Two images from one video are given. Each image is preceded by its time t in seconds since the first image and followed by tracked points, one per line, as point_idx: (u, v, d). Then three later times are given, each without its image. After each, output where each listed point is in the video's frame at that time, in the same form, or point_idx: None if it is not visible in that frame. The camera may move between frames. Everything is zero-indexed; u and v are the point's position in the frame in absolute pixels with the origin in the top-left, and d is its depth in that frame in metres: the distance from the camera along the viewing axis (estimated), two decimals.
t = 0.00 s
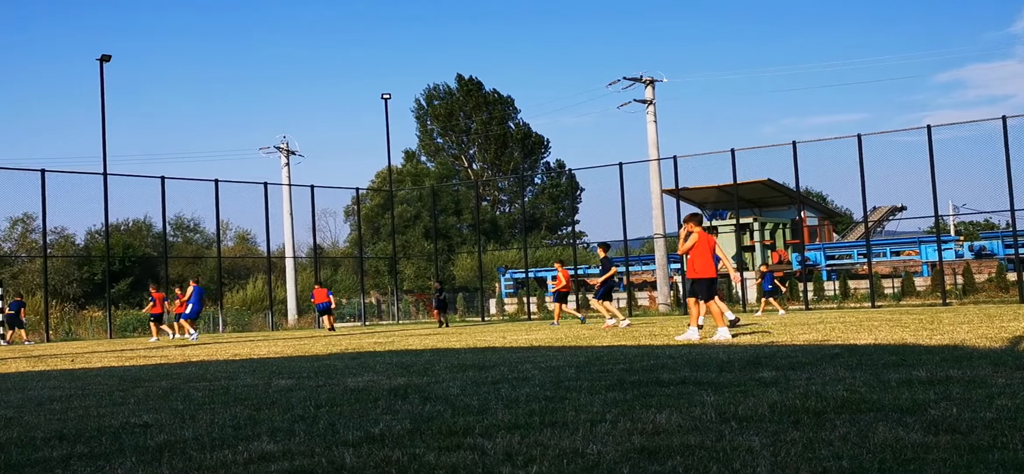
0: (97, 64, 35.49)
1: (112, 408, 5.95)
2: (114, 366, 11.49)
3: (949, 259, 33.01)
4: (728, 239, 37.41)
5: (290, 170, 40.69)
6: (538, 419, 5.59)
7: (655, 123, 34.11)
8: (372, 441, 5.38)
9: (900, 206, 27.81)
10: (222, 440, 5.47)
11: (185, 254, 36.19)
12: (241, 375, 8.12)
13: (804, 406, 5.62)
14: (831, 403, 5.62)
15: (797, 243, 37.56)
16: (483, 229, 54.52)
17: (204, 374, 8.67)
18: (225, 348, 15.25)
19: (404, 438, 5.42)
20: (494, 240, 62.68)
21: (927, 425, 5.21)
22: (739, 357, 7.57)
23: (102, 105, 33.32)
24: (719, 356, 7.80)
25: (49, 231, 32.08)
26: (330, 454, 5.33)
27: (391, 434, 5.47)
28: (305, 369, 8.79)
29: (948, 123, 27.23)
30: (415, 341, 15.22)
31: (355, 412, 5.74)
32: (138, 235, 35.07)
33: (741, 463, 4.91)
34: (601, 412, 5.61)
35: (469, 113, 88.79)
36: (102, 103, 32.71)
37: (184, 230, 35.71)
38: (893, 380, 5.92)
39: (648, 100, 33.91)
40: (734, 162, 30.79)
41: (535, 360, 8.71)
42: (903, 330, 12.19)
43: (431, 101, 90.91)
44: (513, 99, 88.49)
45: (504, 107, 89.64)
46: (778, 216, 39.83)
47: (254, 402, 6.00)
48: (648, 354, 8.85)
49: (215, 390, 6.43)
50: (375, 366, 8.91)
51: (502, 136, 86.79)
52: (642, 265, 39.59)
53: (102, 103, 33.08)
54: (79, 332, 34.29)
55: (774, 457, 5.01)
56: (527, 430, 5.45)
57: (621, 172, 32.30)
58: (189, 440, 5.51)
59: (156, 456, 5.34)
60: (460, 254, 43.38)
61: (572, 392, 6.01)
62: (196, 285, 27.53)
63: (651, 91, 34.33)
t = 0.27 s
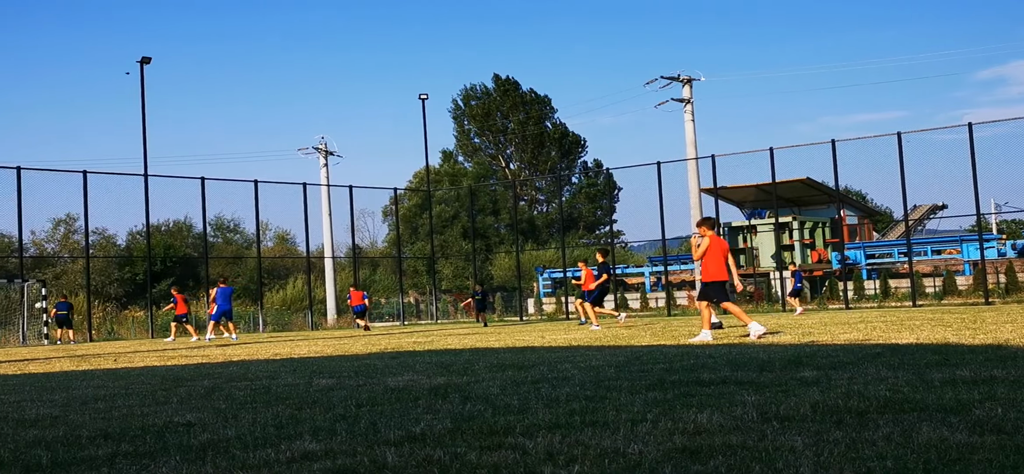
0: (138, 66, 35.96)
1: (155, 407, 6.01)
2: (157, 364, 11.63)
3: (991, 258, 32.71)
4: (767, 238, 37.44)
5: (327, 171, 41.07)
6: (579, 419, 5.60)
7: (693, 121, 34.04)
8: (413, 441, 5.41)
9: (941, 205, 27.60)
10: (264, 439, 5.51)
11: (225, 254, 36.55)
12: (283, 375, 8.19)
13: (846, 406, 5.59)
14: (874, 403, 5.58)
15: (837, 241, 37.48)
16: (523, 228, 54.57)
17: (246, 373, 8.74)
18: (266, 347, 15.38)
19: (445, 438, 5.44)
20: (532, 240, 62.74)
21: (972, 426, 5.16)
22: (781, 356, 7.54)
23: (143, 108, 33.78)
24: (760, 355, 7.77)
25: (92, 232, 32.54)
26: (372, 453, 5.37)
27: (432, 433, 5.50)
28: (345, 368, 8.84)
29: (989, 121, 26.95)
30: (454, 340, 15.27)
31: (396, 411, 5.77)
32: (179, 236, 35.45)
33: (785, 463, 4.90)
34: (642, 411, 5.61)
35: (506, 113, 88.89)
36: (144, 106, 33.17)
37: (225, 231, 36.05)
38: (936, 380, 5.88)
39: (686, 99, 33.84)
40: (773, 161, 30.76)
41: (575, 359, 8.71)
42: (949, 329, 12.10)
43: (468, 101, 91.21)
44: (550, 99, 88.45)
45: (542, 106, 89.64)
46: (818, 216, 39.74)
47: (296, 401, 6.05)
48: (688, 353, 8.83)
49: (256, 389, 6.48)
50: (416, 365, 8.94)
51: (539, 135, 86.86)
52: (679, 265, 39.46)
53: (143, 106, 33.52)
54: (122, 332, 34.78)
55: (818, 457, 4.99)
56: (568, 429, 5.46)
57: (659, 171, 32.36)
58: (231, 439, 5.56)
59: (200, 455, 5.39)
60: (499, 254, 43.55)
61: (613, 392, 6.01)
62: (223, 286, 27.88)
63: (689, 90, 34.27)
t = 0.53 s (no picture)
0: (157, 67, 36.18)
1: (176, 407, 6.05)
2: (176, 365, 11.66)
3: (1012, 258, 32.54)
4: (787, 238, 37.59)
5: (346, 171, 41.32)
6: (598, 419, 5.60)
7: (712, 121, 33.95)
8: (433, 441, 5.43)
9: (961, 204, 27.47)
10: (285, 439, 5.53)
11: (244, 255, 36.72)
12: (302, 374, 8.23)
13: (866, 406, 5.58)
14: (895, 403, 5.56)
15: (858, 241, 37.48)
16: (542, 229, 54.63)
17: (266, 372, 8.77)
18: (285, 347, 15.44)
19: (465, 438, 5.45)
20: (550, 240, 62.73)
21: (994, 426, 5.13)
22: (800, 356, 7.51)
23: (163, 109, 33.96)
24: (779, 355, 7.74)
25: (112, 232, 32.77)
26: (392, 453, 5.39)
27: (452, 434, 5.51)
28: (364, 368, 8.86)
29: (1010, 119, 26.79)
30: (472, 340, 15.27)
31: (416, 411, 5.78)
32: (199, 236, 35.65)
33: (805, 464, 4.90)
34: (662, 412, 5.60)
35: (524, 113, 88.93)
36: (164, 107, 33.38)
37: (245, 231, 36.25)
38: (956, 379, 5.84)
39: (705, 99, 33.76)
40: (793, 161, 30.71)
41: (593, 359, 8.69)
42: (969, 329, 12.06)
43: (487, 102, 91.37)
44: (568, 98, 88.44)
45: (560, 107, 89.67)
46: (837, 214, 39.76)
47: (315, 400, 6.07)
48: (705, 354, 8.81)
49: (276, 389, 6.50)
50: (435, 365, 8.96)
51: (558, 135, 86.90)
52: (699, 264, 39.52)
53: (163, 107, 33.70)
54: (142, 333, 34.99)
55: (839, 457, 4.98)
56: (587, 429, 5.47)
57: (678, 172, 32.40)
58: (251, 439, 5.58)
59: (220, 455, 5.42)
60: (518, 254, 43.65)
61: (632, 391, 6.00)
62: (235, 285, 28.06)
63: (708, 90, 34.16)
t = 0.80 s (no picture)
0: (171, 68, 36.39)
1: (189, 407, 6.07)
2: (191, 365, 11.69)
3: None
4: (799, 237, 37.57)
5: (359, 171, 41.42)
6: (612, 419, 5.60)
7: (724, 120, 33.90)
8: (446, 440, 5.44)
9: (975, 204, 27.36)
10: (298, 438, 5.55)
11: (257, 255, 36.85)
12: (315, 374, 8.24)
13: (880, 406, 5.56)
14: (909, 403, 5.55)
15: (871, 241, 37.43)
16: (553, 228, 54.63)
17: (279, 372, 8.79)
18: (298, 347, 15.45)
19: (478, 437, 5.46)
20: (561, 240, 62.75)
21: (1009, 426, 5.12)
22: (814, 357, 7.49)
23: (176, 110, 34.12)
24: (794, 355, 7.71)
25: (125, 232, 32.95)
26: (405, 452, 5.40)
27: (465, 433, 5.52)
28: (377, 368, 8.87)
29: None
30: (485, 340, 15.27)
31: (429, 411, 5.78)
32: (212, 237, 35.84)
33: (820, 465, 4.90)
34: (676, 412, 5.60)
35: (537, 112, 89.02)
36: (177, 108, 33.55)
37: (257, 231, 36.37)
38: (971, 380, 5.82)
39: (717, 98, 33.71)
40: (806, 161, 30.66)
41: (607, 359, 8.67)
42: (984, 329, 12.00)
43: (499, 101, 91.49)
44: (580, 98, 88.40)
45: (572, 106, 89.64)
46: (851, 215, 39.70)
47: (329, 400, 6.09)
48: (719, 354, 8.80)
49: (289, 389, 6.51)
50: (448, 365, 8.96)
51: (570, 135, 86.83)
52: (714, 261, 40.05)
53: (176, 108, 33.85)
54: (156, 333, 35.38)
55: (855, 458, 4.97)
56: (601, 429, 5.47)
57: (689, 170, 32.36)
58: (265, 438, 5.60)
59: (234, 454, 5.44)
60: (530, 253, 43.67)
61: (646, 392, 6.00)
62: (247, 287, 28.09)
63: (721, 89, 34.12)
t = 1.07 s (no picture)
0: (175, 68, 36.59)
1: (193, 406, 6.08)
2: (196, 364, 11.68)
3: None
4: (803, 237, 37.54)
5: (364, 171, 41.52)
6: (617, 418, 5.60)
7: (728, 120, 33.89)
8: (451, 440, 5.45)
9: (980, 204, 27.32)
10: (304, 438, 5.56)
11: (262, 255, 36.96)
12: (319, 373, 8.23)
13: (885, 405, 5.55)
14: (914, 403, 5.54)
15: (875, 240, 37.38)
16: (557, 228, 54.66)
17: (284, 372, 8.79)
18: (301, 347, 15.47)
19: (483, 437, 5.47)
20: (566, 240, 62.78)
21: (1015, 426, 5.12)
22: (818, 356, 7.47)
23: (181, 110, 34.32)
24: (798, 355, 7.69)
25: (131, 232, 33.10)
26: (410, 452, 5.41)
27: (470, 433, 5.52)
28: (382, 368, 8.87)
29: None
30: (489, 339, 15.27)
31: (434, 411, 5.79)
32: (217, 237, 35.91)
33: (826, 465, 4.90)
34: (681, 411, 5.60)
35: (542, 112, 89.24)
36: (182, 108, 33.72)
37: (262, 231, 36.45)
38: (976, 379, 5.80)
39: (722, 98, 33.71)
40: (810, 160, 30.64)
41: (613, 359, 8.64)
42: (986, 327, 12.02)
43: (504, 101, 91.66)
44: (585, 98, 88.54)
45: (577, 106, 89.78)
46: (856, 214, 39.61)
47: (333, 399, 6.09)
48: (725, 353, 8.78)
49: (294, 389, 6.51)
50: (453, 364, 8.94)
51: (575, 135, 86.92)
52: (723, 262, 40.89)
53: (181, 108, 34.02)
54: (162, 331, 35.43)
55: (860, 459, 4.98)
56: (606, 429, 5.47)
57: (694, 170, 32.34)
58: (271, 438, 5.61)
59: (239, 454, 5.45)
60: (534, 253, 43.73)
61: (651, 391, 5.99)
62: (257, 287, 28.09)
63: (725, 89, 34.12)
